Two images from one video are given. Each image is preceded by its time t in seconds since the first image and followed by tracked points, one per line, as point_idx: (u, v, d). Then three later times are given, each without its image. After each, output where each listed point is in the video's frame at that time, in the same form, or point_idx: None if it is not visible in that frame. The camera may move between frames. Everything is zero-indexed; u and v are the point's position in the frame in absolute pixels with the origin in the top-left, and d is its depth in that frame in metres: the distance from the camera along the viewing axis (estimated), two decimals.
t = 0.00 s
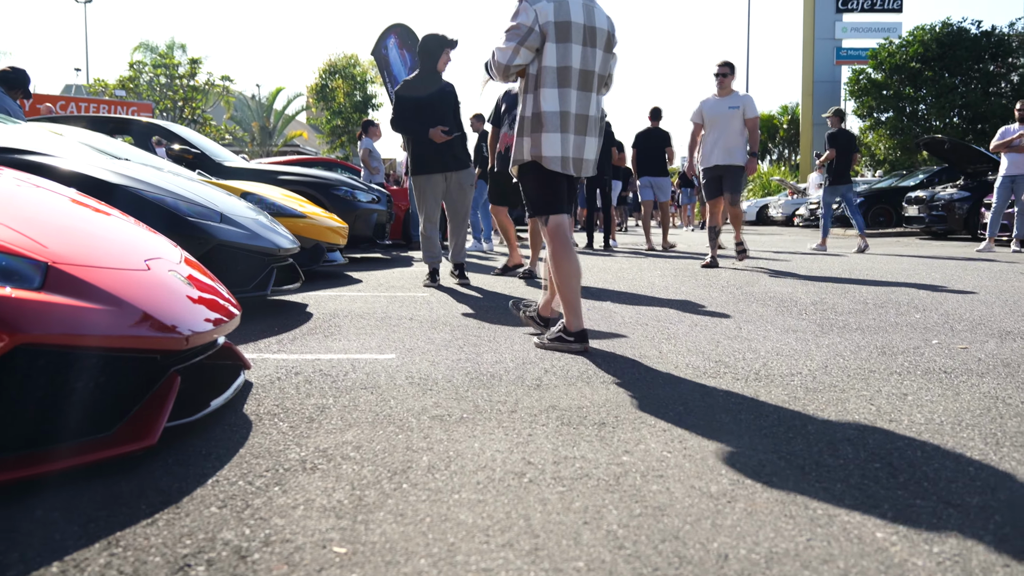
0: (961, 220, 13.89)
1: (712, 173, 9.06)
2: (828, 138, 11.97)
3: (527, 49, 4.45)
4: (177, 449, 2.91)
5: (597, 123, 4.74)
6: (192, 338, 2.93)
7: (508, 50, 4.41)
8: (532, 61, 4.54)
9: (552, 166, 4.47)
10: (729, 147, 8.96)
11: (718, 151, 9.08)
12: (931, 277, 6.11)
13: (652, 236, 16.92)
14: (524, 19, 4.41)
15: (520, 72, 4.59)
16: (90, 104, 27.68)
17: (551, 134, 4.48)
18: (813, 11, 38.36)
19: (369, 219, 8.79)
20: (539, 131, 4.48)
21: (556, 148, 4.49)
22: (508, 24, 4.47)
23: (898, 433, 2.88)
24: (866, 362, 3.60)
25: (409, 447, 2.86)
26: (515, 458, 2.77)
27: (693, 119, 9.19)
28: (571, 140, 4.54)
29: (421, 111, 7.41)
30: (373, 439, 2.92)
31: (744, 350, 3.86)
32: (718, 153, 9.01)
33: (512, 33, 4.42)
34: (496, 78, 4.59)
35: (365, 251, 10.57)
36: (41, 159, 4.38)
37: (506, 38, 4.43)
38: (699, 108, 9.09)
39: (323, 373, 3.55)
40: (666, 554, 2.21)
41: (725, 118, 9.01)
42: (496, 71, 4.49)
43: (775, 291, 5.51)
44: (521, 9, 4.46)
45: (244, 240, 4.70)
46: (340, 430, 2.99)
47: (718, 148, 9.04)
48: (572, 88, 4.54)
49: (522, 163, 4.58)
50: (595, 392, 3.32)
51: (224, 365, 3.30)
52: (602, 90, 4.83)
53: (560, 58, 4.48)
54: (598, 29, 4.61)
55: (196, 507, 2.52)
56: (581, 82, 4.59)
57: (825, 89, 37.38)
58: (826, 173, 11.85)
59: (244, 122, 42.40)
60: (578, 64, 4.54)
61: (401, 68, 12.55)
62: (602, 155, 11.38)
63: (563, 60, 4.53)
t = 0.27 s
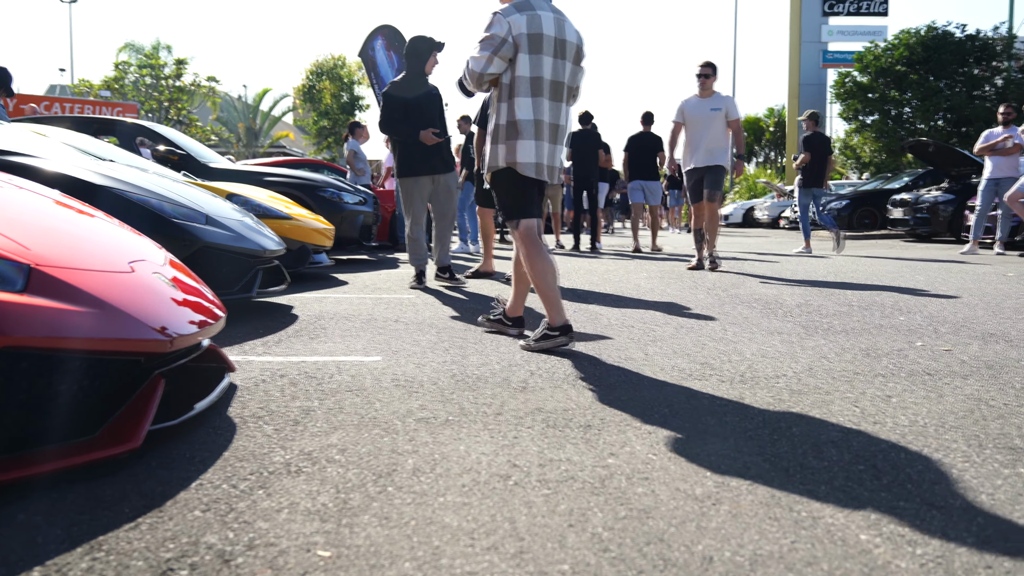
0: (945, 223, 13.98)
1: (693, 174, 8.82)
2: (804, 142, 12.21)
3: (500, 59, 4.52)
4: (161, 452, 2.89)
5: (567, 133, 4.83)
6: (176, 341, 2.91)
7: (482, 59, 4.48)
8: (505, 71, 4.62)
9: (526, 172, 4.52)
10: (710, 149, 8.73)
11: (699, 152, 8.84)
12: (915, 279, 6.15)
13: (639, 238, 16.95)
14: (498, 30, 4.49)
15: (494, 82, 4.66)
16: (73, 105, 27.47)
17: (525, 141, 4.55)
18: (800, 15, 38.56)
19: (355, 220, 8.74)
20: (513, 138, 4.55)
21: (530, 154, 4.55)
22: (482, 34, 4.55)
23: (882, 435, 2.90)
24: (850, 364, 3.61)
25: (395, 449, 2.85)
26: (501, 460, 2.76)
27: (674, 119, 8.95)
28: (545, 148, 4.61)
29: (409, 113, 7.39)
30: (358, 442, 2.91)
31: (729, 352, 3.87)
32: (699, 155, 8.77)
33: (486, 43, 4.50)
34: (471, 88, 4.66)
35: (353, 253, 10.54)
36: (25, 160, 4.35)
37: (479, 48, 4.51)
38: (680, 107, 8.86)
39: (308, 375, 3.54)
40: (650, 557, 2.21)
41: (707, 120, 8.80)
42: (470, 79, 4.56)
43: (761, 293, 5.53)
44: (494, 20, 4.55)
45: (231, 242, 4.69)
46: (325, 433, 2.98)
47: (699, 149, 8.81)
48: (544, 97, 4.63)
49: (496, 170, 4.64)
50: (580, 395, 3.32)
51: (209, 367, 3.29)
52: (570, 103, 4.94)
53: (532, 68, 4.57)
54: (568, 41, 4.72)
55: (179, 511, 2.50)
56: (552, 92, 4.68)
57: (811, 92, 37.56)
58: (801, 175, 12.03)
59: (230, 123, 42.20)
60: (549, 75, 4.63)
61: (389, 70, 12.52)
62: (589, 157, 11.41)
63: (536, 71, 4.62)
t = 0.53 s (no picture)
0: (929, 225, 14.10)
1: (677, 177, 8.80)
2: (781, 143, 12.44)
3: (478, 60, 4.56)
4: (145, 455, 2.87)
5: (536, 134, 4.93)
6: (160, 343, 2.89)
7: (462, 59, 4.50)
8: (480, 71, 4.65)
9: (503, 171, 4.59)
10: (694, 152, 8.71)
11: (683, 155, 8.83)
12: (899, 281, 6.20)
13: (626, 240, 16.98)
14: (475, 31, 4.52)
15: (469, 82, 4.68)
16: (57, 104, 27.25)
17: (502, 140, 4.61)
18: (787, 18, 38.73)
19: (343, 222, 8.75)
20: (491, 138, 4.59)
21: (506, 153, 4.61)
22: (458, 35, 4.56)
23: (867, 437, 2.91)
24: (835, 366, 3.63)
25: (380, 451, 2.84)
26: (486, 462, 2.76)
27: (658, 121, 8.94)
28: (520, 147, 4.69)
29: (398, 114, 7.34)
30: (343, 444, 2.90)
31: (715, 354, 3.88)
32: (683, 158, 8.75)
33: (464, 43, 4.52)
34: (446, 87, 4.65)
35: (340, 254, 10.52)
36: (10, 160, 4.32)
37: (456, 48, 4.52)
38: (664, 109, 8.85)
39: (293, 377, 3.52)
40: (636, 559, 2.21)
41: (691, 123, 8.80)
42: (447, 79, 4.56)
43: (746, 295, 5.55)
44: (471, 21, 4.57)
45: (216, 243, 4.67)
46: (311, 435, 2.97)
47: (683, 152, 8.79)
48: (518, 98, 4.71)
49: (471, 169, 4.66)
50: (566, 397, 3.32)
51: (193, 369, 3.28)
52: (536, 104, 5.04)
53: (508, 69, 4.63)
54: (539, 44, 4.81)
55: (163, 514, 2.48)
56: (524, 93, 4.76)
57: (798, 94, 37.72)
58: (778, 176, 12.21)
59: (217, 123, 42.00)
60: (523, 77, 4.71)
61: (376, 71, 12.48)
62: (577, 158, 11.45)
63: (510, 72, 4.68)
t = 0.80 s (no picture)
0: (915, 227, 14.12)
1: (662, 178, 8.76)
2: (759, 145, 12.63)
3: (459, 61, 4.57)
4: (129, 457, 2.85)
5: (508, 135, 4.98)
6: (145, 345, 2.88)
7: (445, 60, 4.50)
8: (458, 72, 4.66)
9: (481, 171, 4.64)
10: (679, 153, 8.68)
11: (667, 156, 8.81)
12: (883, 283, 6.23)
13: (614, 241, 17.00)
14: (456, 33, 4.53)
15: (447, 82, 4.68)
16: (40, 104, 27.04)
17: (480, 141, 4.65)
18: (773, 20, 38.89)
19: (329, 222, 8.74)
20: (470, 139, 4.62)
21: (483, 153, 4.65)
22: (438, 35, 4.56)
23: (851, 438, 2.92)
24: (820, 367, 3.64)
25: (365, 453, 2.83)
26: (472, 464, 2.76)
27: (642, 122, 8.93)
28: (496, 148, 4.74)
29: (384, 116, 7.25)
30: (328, 446, 2.89)
31: (700, 355, 3.89)
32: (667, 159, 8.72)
33: (445, 45, 4.52)
34: (423, 87, 4.63)
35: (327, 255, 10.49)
36: None
37: (437, 49, 4.52)
38: (649, 110, 8.84)
39: (279, 379, 3.51)
40: (620, 561, 2.21)
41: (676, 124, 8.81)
42: (427, 79, 4.54)
43: (732, 296, 5.57)
44: (451, 23, 4.58)
45: (201, 244, 4.66)
46: (296, 437, 2.96)
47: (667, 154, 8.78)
48: (494, 99, 4.75)
49: (447, 168, 4.68)
50: (552, 399, 3.33)
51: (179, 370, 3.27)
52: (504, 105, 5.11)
53: (486, 71, 4.67)
54: (513, 47, 4.88)
55: (146, 517, 2.46)
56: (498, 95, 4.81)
57: (785, 96, 37.85)
58: (755, 179, 12.33)
59: (203, 123, 41.77)
60: (499, 79, 4.76)
61: (363, 71, 12.43)
62: (565, 160, 11.46)
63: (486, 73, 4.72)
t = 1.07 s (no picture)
0: (899, 228, 14.24)
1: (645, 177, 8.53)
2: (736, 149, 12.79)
3: (436, 66, 4.58)
4: (110, 458, 2.83)
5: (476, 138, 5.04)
6: (127, 346, 2.86)
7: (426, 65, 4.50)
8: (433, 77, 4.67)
9: (460, 174, 4.68)
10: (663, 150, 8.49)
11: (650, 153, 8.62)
12: (866, 283, 6.27)
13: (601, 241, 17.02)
14: (434, 38, 4.54)
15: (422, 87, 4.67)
16: (22, 103, 26.79)
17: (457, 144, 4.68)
18: (759, 22, 39.04)
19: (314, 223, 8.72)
20: (449, 142, 4.64)
21: (461, 157, 4.69)
22: (416, 40, 4.55)
23: (834, 439, 2.94)
24: (804, 368, 3.66)
25: (349, 455, 2.83)
26: (455, 465, 2.75)
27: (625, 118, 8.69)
28: (471, 151, 4.79)
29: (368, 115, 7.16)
30: (312, 447, 2.88)
31: (685, 356, 3.90)
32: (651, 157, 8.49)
33: (424, 50, 4.52)
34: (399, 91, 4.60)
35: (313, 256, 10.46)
36: None
37: (416, 54, 4.52)
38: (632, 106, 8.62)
39: (263, 380, 3.50)
40: (602, 562, 2.21)
41: (659, 119, 8.56)
42: (406, 84, 4.52)
43: (716, 297, 5.59)
44: (429, 27, 4.58)
45: (185, 244, 4.63)
46: (279, 439, 2.95)
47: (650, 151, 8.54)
48: (468, 104, 4.79)
49: (424, 172, 4.67)
50: (537, 401, 3.33)
51: (162, 371, 3.25)
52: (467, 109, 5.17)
53: (461, 77, 4.71)
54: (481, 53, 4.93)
55: (127, 519, 2.44)
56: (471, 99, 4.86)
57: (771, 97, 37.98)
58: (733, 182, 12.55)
59: (187, 123, 41.51)
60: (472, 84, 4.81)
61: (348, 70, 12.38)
62: (551, 161, 11.46)
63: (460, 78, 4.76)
